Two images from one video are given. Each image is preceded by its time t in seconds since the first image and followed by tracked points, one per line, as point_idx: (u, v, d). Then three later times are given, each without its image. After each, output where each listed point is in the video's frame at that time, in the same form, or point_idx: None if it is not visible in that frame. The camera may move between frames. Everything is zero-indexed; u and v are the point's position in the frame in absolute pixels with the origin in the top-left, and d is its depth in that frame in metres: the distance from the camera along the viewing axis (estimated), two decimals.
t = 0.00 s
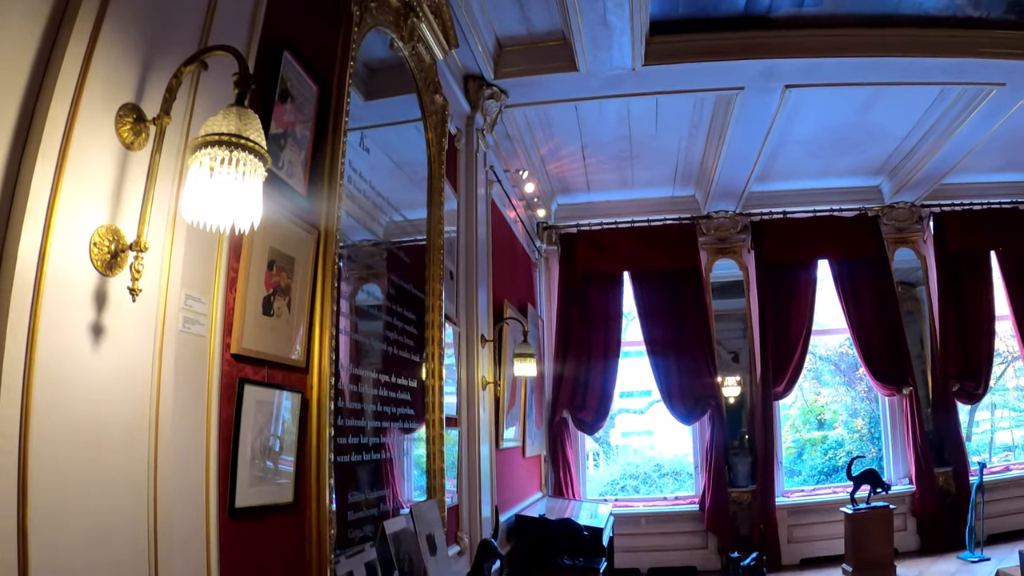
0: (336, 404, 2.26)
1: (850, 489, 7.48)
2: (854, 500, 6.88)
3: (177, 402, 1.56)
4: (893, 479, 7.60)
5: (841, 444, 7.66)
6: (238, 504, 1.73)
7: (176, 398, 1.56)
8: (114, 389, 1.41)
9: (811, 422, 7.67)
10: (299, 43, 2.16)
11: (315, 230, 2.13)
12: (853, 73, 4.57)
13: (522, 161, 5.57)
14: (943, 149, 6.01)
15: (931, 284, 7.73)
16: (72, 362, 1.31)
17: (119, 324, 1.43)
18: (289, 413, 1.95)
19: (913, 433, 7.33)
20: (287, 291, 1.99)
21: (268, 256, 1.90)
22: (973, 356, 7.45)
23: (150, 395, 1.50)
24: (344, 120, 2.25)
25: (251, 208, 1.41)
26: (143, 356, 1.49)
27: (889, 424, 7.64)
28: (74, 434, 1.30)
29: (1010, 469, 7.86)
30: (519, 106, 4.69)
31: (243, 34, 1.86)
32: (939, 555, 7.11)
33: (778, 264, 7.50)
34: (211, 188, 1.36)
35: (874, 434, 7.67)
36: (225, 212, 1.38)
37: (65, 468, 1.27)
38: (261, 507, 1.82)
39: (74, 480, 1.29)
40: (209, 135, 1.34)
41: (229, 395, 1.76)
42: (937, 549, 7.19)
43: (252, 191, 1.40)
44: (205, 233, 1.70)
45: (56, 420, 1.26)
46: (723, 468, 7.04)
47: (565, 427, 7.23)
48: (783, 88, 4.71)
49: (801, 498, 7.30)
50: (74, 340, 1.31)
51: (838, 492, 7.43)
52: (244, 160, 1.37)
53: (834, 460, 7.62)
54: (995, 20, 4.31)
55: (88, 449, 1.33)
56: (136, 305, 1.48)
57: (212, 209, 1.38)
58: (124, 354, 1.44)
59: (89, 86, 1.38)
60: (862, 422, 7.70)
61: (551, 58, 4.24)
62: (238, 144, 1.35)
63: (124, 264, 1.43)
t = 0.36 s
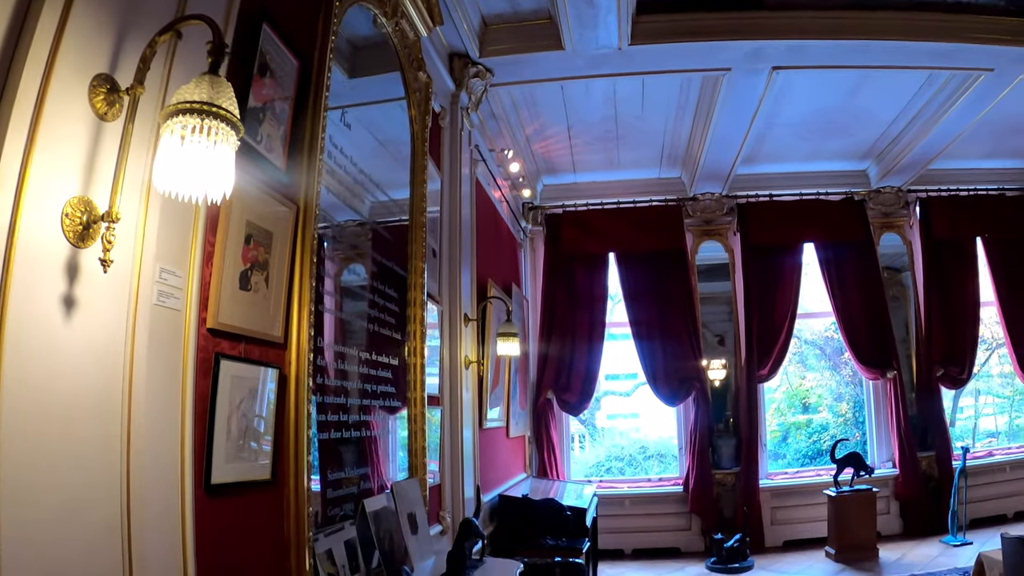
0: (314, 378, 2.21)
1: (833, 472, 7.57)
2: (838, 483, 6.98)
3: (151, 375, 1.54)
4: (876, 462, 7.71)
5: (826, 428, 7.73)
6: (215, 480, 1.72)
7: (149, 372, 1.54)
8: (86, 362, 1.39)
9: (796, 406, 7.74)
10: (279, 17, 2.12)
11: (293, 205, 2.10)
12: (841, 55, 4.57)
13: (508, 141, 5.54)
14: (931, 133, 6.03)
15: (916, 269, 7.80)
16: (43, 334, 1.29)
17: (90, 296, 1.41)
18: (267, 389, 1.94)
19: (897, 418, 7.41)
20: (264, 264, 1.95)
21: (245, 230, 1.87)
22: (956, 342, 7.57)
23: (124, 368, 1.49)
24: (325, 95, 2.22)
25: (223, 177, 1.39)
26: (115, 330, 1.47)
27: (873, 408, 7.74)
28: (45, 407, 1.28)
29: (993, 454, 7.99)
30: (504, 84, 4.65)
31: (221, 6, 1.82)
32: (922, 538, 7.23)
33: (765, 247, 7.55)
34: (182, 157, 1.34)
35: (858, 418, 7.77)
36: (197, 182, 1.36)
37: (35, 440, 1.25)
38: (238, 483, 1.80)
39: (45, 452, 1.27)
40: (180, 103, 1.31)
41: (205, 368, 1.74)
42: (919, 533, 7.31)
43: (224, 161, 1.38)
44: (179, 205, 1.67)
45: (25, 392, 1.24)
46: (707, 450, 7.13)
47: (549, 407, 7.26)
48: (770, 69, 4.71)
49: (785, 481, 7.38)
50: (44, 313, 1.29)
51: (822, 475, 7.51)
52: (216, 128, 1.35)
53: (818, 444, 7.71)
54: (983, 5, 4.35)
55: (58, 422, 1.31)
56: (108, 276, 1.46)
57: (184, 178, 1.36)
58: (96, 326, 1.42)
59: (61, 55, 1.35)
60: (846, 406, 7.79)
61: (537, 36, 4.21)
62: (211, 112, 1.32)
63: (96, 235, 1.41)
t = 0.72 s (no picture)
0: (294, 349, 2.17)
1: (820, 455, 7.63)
2: (825, 465, 7.04)
3: (124, 349, 1.53)
4: (863, 446, 7.77)
5: (815, 412, 7.80)
6: (191, 456, 1.71)
7: (122, 346, 1.53)
8: (57, 335, 1.37)
9: (784, 389, 7.80)
10: None
11: (272, 180, 2.07)
12: (830, 36, 4.55)
13: (495, 121, 5.49)
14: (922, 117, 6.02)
15: (905, 254, 7.85)
16: (14, 307, 1.27)
17: (62, 268, 1.39)
18: (245, 365, 1.92)
19: (885, 403, 7.48)
20: (240, 239, 1.93)
21: (222, 204, 1.85)
22: (943, 329, 7.66)
23: (96, 341, 1.47)
24: (306, 70, 2.19)
25: (193, 147, 1.37)
26: (87, 304, 1.45)
27: (862, 393, 7.80)
28: (15, 379, 1.27)
29: (981, 440, 8.07)
30: (491, 63, 4.61)
31: None
32: (907, 521, 7.35)
33: (755, 229, 7.58)
34: (151, 127, 1.32)
35: (846, 403, 7.84)
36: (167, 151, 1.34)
37: (6, 413, 1.24)
38: (214, 459, 1.79)
39: (15, 425, 1.26)
40: (149, 72, 1.29)
41: (181, 344, 1.73)
42: (905, 516, 7.41)
43: (193, 131, 1.36)
44: (154, 179, 1.65)
45: None
46: (694, 431, 7.20)
47: (537, 387, 7.28)
48: (759, 50, 4.69)
49: (772, 463, 7.45)
50: (15, 285, 1.27)
51: (809, 458, 7.57)
52: (185, 97, 1.33)
53: (807, 427, 7.78)
54: None
55: (29, 395, 1.29)
56: (79, 249, 1.44)
57: (154, 148, 1.34)
58: (68, 300, 1.40)
59: (33, 24, 1.32)
60: (835, 390, 7.86)
61: (524, 14, 4.17)
62: (181, 81, 1.30)
63: (68, 208, 1.39)
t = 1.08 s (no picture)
0: (276, 323, 2.15)
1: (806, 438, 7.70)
2: (810, 447, 7.13)
3: (98, 318, 1.52)
4: (849, 429, 7.86)
5: (802, 395, 7.88)
6: (167, 427, 1.71)
7: (96, 315, 1.52)
8: (31, 304, 1.36)
9: (772, 372, 7.88)
10: None
11: (251, 152, 2.05)
12: (821, 18, 4.54)
13: (483, 98, 5.45)
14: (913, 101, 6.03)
15: (894, 239, 7.91)
16: None
17: (35, 236, 1.37)
18: (222, 336, 1.92)
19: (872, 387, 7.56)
20: (218, 210, 1.92)
21: (199, 175, 1.83)
22: (931, 312, 7.72)
23: (70, 310, 1.46)
24: (288, 42, 2.16)
25: (165, 113, 1.35)
26: (61, 273, 1.44)
27: (848, 376, 7.88)
28: None
29: (967, 425, 8.17)
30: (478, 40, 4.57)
31: None
32: (893, 504, 7.47)
33: (744, 210, 7.62)
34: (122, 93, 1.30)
35: (833, 386, 7.92)
36: (138, 118, 1.33)
37: None
38: (189, 432, 1.79)
39: None
40: (121, 38, 1.28)
41: (156, 315, 1.72)
42: (890, 499, 7.53)
43: (165, 97, 1.34)
44: (129, 149, 1.63)
45: None
46: (680, 412, 7.26)
47: (523, 366, 7.30)
48: (749, 30, 4.67)
49: (758, 445, 7.53)
50: None
51: (795, 441, 7.65)
52: (156, 62, 1.31)
53: (794, 411, 7.86)
54: None
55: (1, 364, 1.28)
56: (51, 216, 1.42)
57: (125, 114, 1.32)
58: (41, 269, 1.39)
59: None
60: (822, 374, 7.94)
61: None
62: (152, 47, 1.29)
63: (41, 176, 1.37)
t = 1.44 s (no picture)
0: (261, 304, 2.15)
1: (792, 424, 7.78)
2: (795, 433, 7.20)
3: (73, 296, 1.51)
4: (835, 416, 7.94)
5: (790, 381, 7.96)
6: (144, 406, 1.71)
7: (71, 293, 1.51)
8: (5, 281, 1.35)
9: (761, 359, 7.94)
10: None
11: (231, 131, 2.04)
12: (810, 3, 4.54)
13: (471, 81, 5.42)
14: (901, 89, 6.07)
15: (883, 228, 7.97)
16: None
17: (7, 212, 1.36)
18: (200, 315, 1.91)
19: (858, 374, 7.63)
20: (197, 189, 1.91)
21: (178, 153, 1.82)
22: (918, 301, 7.80)
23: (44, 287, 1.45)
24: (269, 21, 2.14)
25: (138, 90, 1.34)
26: (35, 249, 1.43)
27: (835, 363, 7.96)
28: None
29: (953, 413, 8.25)
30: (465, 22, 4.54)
31: None
32: (877, 490, 7.56)
33: (731, 196, 7.64)
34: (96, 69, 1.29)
35: (820, 373, 8.00)
36: (112, 94, 1.31)
37: None
38: (167, 411, 1.79)
39: None
40: (93, 13, 1.26)
41: (134, 294, 1.71)
42: (874, 485, 7.62)
43: (138, 73, 1.33)
44: (106, 126, 1.61)
45: None
46: (666, 397, 7.31)
47: (510, 350, 7.31)
48: (738, 14, 4.66)
49: (743, 430, 7.61)
50: None
51: (780, 426, 7.72)
52: (129, 38, 1.30)
53: (781, 397, 7.93)
54: None
55: None
56: (24, 193, 1.40)
57: (98, 89, 1.30)
58: (14, 245, 1.37)
59: None
60: (810, 360, 8.02)
61: None
62: (123, 21, 1.28)
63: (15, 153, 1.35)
